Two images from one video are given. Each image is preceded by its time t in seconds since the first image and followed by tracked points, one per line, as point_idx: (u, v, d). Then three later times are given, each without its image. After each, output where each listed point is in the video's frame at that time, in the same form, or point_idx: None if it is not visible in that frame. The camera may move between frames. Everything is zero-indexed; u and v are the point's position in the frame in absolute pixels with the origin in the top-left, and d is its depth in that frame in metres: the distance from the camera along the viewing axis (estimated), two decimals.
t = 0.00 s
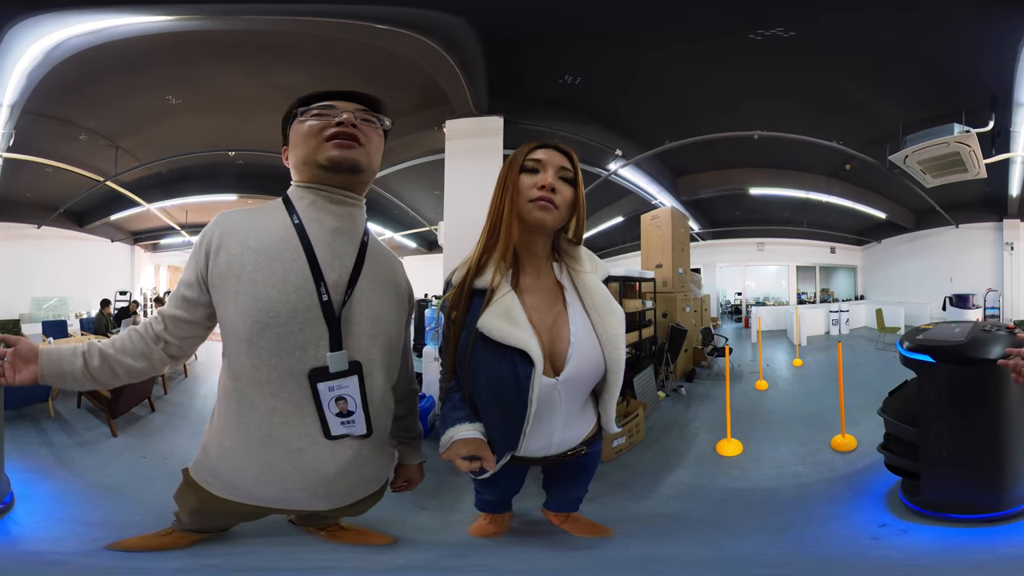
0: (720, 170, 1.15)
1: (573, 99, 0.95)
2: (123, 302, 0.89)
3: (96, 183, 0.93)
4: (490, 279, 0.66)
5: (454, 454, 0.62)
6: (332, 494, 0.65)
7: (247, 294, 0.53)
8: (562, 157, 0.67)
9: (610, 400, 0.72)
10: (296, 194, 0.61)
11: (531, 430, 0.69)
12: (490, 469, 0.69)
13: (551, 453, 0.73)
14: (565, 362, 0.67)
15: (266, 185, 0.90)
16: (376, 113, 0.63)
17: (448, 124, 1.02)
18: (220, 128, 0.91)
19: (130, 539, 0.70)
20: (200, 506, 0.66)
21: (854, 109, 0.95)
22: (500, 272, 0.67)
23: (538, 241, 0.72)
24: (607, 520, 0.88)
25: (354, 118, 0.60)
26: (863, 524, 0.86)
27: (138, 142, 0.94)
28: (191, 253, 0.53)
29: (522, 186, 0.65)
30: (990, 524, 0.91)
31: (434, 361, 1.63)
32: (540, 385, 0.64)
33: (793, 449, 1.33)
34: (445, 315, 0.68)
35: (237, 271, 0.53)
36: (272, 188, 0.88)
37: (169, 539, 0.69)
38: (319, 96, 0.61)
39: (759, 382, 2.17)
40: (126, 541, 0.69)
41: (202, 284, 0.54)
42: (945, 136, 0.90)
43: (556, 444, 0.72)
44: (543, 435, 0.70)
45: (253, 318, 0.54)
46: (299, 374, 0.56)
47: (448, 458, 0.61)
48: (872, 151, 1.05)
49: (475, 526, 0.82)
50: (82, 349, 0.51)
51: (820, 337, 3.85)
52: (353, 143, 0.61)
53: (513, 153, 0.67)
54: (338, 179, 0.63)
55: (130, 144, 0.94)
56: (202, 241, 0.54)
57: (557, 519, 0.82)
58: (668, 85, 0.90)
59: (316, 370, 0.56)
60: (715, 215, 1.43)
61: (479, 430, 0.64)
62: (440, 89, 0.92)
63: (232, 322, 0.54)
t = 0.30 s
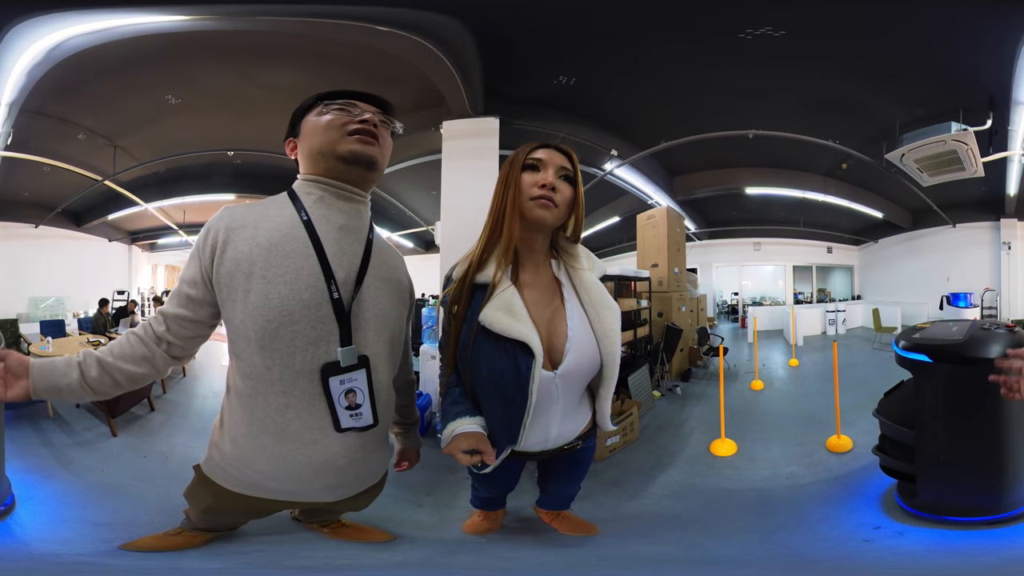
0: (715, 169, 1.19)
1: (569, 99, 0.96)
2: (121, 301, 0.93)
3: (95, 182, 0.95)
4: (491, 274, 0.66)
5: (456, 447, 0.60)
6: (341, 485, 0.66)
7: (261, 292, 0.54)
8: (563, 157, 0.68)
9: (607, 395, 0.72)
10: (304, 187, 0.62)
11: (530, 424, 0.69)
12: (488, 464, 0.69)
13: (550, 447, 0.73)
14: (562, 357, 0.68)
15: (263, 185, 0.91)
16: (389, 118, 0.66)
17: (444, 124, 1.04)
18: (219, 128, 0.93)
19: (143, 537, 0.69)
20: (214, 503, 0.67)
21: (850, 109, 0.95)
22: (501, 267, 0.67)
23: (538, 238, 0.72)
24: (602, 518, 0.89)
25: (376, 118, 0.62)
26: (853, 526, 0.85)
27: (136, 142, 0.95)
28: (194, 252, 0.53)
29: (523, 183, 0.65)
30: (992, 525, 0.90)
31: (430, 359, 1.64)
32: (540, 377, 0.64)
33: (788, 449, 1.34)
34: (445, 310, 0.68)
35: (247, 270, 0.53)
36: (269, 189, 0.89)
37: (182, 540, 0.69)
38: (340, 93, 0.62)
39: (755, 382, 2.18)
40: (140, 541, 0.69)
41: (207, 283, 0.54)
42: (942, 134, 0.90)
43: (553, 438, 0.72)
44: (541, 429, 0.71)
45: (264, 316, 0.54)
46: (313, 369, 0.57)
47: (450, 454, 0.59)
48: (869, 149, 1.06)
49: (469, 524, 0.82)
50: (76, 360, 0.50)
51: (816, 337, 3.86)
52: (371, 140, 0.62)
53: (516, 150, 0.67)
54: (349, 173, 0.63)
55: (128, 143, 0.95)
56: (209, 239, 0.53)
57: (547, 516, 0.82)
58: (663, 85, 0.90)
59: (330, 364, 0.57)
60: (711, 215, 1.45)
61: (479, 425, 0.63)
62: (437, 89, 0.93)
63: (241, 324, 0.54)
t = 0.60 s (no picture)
0: (710, 168, 1.16)
1: (567, 101, 0.96)
2: (118, 301, 0.98)
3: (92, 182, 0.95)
4: (491, 273, 0.66)
5: (453, 445, 0.61)
6: (354, 478, 0.68)
7: (271, 292, 0.56)
8: (565, 157, 0.68)
9: (605, 394, 0.73)
10: (306, 193, 0.64)
11: (529, 424, 0.69)
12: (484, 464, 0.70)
13: (547, 447, 0.73)
14: (563, 356, 0.68)
15: (260, 185, 0.92)
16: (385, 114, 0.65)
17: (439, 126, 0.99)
18: (219, 128, 0.94)
19: (156, 535, 0.70)
20: (228, 505, 0.68)
21: (848, 109, 0.95)
22: (502, 267, 0.67)
23: (538, 238, 0.72)
24: (595, 518, 0.89)
25: (363, 121, 0.62)
26: (848, 529, 0.83)
27: (136, 141, 0.94)
28: (204, 256, 0.54)
29: (524, 183, 0.65)
30: (996, 528, 0.89)
31: (428, 358, 1.65)
32: (539, 379, 0.64)
33: (784, 451, 1.34)
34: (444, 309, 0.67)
35: (259, 270, 0.55)
36: (265, 189, 0.90)
37: (193, 539, 0.69)
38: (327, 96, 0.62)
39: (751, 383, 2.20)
40: (153, 540, 0.69)
41: (217, 286, 0.55)
42: (940, 132, 0.90)
43: (551, 439, 0.72)
44: (540, 429, 0.71)
45: (276, 313, 0.55)
46: (322, 363, 0.58)
47: (446, 451, 0.60)
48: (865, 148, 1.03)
49: (461, 520, 0.84)
50: (93, 361, 0.50)
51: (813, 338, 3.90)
52: (360, 145, 0.62)
53: (517, 149, 0.67)
54: (345, 179, 0.65)
55: (127, 143, 0.94)
56: (219, 240, 0.55)
57: (551, 524, 0.82)
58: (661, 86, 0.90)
59: (340, 355, 0.59)
60: (708, 215, 1.44)
61: (477, 424, 0.63)
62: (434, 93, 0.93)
63: (253, 322, 0.56)
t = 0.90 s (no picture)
0: (709, 169, 1.16)
1: (565, 102, 0.96)
2: (117, 301, 1.03)
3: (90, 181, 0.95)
4: (500, 275, 0.66)
5: (450, 448, 0.61)
6: (358, 469, 0.68)
7: (279, 294, 0.56)
8: (572, 160, 0.68)
9: (609, 398, 0.73)
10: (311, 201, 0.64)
11: (534, 427, 0.69)
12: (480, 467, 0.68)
13: (550, 451, 0.73)
14: (567, 360, 0.68)
15: (258, 185, 0.92)
16: (381, 120, 0.65)
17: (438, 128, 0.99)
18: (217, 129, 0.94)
19: (170, 534, 0.70)
20: (240, 500, 0.67)
21: (846, 107, 0.95)
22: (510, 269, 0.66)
23: (546, 241, 0.72)
24: (591, 517, 0.90)
25: (358, 126, 0.62)
26: (847, 533, 0.82)
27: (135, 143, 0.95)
28: (214, 253, 0.54)
29: (533, 186, 0.65)
30: (1004, 532, 0.88)
31: (425, 358, 1.67)
32: (545, 382, 0.64)
33: (780, 454, 1.34)
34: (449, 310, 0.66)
35: (267, 273, 0.56)
36: (262, 190, 0.90)
37: (206, 536, 0.69)
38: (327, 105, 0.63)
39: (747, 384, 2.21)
40: (171, 539, 0.69)
41: (226, 283, 0.55)
42: (939, 131, 0.90)
43: (554, 442, 0.73)
44: (545, 431, 0.71)
45: (284, 314, 0.56)
46: (325, 362, 0.59)
47: (443, 453, 0.60)
48: (862, 147, 1.01)
49: (454, 518, 0.84)
50: (92, 362, 0.49)
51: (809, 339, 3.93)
52: (359, 150, 0.62)
53: (525, 150, 0.67)
54: (347, 187, 0.65)
55: (127, 143, 0.94)
56: (229, 241, 0.55)
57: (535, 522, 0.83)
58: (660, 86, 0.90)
59: (342, 354, 0.60)
60: (705, 216, 1.43)
61: (475, 427, 0.62)
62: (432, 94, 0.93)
63: (263, 318, 0.56)
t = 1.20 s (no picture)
0: (707, 170, 1.17)
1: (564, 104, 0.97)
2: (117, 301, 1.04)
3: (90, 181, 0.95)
4: (502, 282, 0.65)
5: (447, 454, 0.61)
6: (353, 471, 0.69)
7: (278, 310, 0.57)
8: (570, 164, 0.68)
9: (608, 404, 0.73)
10: (313, 206, 0.64)
11: (536, 432, 0.69)
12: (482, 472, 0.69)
13: (551, 455, 0.73)
14: (567, 368, 0.68)
15: (257, 186, 0.92)
16: (385, 121, 0.66)
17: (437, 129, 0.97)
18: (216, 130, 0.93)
19: (173, 535, 0.70)
20: (242, 499, 0.70)
21: (845, 108, 0.95)
22: (511, 276, 0.66)
23: (545, 246, 0.72)
24: (589, 518, 0.91)
25: (365, 128, 0.62)
26: (845, 535, 0.82)
27: (134, 143, 0.94)
28: (214, 260, 0.55)
29: (532, 193, 0.65)
30: (1008, 532, 0.87)
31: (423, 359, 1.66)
32: (547, 389, 0.65)
33: (779, 455, 1.34)
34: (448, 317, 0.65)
35: (265, 288, 0.57)
36: (261, 192, 0.90)
37: (210, 536, 0.70)
38: (329, 105, 0.63)
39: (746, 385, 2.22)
40: (174, 538, 0.69)
41: (226, 292, 0.56)
42: (938, 130, 0.90)
43: (555, 447, 0.73)
44: (546, 436, 0.71)
45: (280, 330, 0.57)
46: (321, 373, 0.59)
47: (440, 459, 0.60)
48: (862, 148, 1.01)
49: (479, 531, 0.78)
50: (96, 371, 0.50)
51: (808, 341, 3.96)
52: (366, 153, 0.62)
53: (524, 156, 0.67)
54: (352, 191, 0.65)
55: (127, 144, 0.94)
56: (226, 251, 0.55)
57: (535, 520, 0.82)
58: (659, 87, 0.91)
59: (337, 370, 0.60)
60: (704, 216, 1.43)
61: (474, 433, 0.63)
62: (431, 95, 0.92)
63: (257, 333, 0.57)
